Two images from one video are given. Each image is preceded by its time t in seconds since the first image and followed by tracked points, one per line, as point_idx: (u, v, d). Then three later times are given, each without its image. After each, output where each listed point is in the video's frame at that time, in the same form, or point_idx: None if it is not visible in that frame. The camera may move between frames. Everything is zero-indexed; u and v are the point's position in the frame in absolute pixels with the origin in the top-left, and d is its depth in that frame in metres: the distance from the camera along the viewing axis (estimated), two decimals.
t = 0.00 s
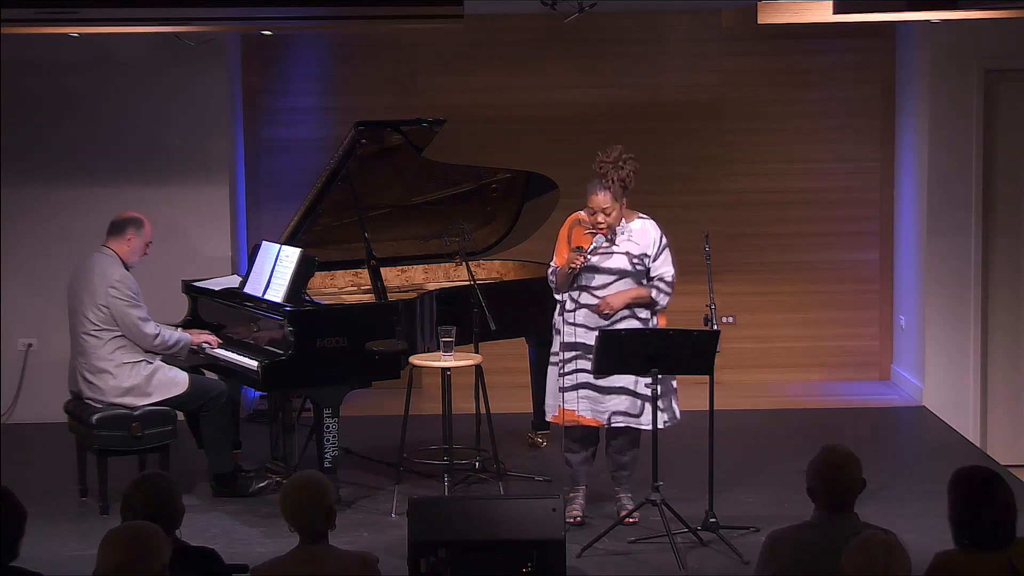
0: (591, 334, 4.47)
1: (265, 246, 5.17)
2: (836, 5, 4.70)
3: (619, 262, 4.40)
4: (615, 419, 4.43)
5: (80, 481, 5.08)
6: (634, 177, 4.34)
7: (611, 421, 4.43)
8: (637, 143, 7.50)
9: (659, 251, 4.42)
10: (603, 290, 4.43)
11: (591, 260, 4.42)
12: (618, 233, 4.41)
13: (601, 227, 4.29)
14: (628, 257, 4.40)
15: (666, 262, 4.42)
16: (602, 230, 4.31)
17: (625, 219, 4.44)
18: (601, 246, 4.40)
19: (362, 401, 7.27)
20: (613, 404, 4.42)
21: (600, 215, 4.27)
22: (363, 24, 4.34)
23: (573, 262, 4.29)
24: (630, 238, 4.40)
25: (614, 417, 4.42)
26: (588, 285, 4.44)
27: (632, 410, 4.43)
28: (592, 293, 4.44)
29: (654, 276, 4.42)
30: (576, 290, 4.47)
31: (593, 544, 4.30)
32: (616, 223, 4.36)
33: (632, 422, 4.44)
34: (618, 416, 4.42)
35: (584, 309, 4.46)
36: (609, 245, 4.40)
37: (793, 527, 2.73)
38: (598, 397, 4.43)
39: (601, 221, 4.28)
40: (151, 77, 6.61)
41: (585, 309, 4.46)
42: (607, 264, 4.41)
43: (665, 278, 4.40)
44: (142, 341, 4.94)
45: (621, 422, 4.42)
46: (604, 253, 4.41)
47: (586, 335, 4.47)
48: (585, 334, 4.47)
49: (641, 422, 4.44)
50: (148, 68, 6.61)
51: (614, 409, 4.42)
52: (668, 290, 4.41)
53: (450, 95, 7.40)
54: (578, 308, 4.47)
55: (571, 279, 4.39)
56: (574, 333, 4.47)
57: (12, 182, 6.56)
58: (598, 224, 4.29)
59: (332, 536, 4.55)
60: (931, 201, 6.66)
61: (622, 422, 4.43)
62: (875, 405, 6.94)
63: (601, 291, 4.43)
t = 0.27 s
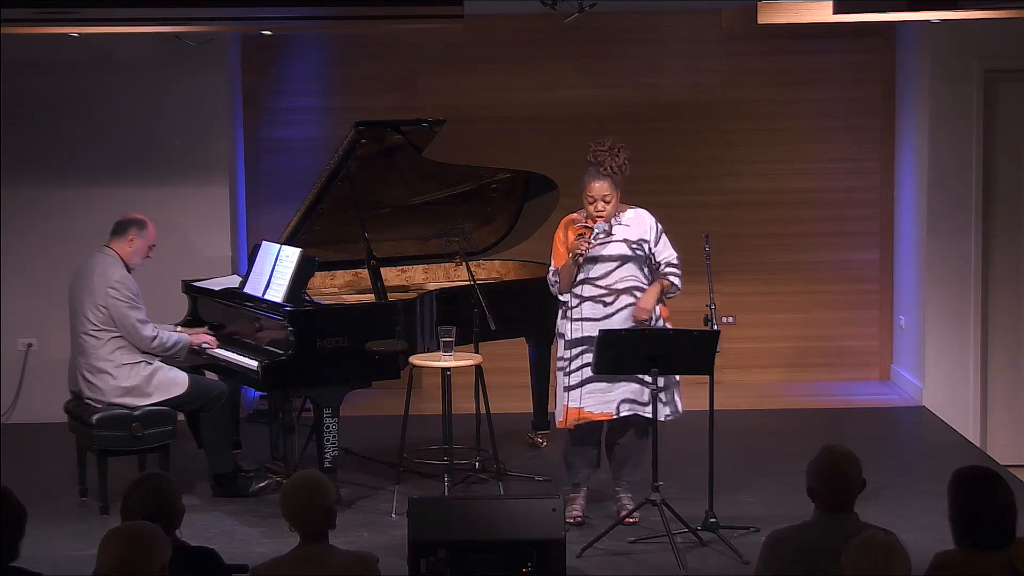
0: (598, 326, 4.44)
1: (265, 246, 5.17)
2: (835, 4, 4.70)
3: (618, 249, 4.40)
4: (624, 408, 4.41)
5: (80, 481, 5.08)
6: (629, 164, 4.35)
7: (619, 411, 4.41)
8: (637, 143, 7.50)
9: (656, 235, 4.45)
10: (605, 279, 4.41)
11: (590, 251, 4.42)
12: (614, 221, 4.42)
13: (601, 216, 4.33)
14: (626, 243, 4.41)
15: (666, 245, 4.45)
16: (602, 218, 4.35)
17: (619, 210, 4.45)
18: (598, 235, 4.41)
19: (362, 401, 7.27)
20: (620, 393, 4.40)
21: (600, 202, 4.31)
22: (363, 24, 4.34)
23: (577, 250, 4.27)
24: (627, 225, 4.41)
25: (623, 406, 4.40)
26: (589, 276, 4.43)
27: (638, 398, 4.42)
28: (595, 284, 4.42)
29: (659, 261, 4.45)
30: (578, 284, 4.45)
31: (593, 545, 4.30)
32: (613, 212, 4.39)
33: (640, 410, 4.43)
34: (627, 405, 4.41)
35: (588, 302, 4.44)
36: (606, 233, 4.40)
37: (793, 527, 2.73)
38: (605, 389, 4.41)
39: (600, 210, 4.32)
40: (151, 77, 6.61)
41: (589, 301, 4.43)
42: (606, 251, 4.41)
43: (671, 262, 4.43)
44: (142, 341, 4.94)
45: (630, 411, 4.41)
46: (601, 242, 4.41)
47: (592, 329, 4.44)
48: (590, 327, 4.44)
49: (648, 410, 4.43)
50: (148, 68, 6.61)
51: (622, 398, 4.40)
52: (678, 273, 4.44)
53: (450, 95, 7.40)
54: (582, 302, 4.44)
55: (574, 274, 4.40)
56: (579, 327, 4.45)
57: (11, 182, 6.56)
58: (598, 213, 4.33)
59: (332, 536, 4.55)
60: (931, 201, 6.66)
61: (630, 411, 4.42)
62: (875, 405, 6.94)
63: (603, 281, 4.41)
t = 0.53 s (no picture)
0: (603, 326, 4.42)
1: (264, 246, 5.17)
2: (835, 4, 4.70)
3: (614, 247, 4.39)
4: (637, 405, 4.43)
5: (80, 481, 5.08)
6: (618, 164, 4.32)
7: (633, 408, 4.43)
8: (637, 143, 7.50)
9: (649, 232, 4.47)
10: (605, 278, 4.40)
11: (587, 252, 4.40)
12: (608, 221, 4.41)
13: (593, 215, 4.31)
14: (622, 242, 4.39)
15: (658, 245, 4.50)
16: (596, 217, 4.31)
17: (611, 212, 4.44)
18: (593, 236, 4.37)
19: (362, 401, 7.27)
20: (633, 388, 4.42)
21: (592, 201, 4.29)
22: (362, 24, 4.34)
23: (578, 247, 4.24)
24: (621, 225, 4.40)
25: (636, 403, 4.42)
26: (589, 277, 4.41)
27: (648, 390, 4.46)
28: (595, 284, 4.41)
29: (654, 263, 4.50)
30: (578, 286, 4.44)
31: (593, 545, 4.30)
32: (606, 213, 4.36)
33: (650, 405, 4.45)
34: (640, 401, 4.43)
35: (590, 302, 4.42)
36: (601, 233, 4.37)
37: (793, 527, 2.73)
38: (618, 388, 4.41)
39: (593, 208, 4.30)
40: (151, 77, 6.61)
41: (591, 302, 4.42)
42: (603, 251, 4.39)
43: (666, 264, 4.50)
44: (142, 341, 4.94)
45: (643, 408, 4.43)
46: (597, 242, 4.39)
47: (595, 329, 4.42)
48: (594, 326, 4.42)
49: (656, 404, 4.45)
50: (148, 68, 6.61)
51: (634, 395, 4.42)
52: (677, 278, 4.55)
53: (450, 94, 7.40)
54: (584, 303, 4.43)
55: (574, 276, 4.39)
56: (582, 329, 4.43)
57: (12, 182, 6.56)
58: (592, 212, 4.30)
59: (333, 536, 4.55)
60: (931, 202, 6.66)
61: (642, 407, 4.44)
62: (875, 405, 6.94)
63: (603, 280, 4.40)
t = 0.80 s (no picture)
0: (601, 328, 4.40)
1: (265, 246, 5.17)
2: (835, 5, 4.70)
3: (609, 249, 4.38)
4: (640, 406, 4.41)
5: (80, 481, 5.08)
6: (607, 167, 4.35)
7: (637, 409, 4.41)
8: (636, 142, 7.50)
9: (644, 232, 4.46)
10: (601, 280, 4.39)
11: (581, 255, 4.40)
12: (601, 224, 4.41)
13: (585, 218, 4.32)
14: (616, 243, 4.39)
15: (653, 246, 4.48)
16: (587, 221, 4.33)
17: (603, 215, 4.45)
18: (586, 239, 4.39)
19: (362, 401, 7.27)
20: (634, 390, 4.41)
21: (583, 205, 4.32)
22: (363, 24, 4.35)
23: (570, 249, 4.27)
24: (614, 228, 4.40)
25: (639, 404, 4.41)
26: (585, 280, 4.40)
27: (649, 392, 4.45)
28: (592, 287, 4.40)
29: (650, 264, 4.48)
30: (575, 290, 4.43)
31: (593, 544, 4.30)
32: (597, 216, 4.38)
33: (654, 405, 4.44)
34: (643, 402, 4.41)
35: (587, 305, 4.41)
36: (594, 236, 4.38)
37: (793, 526, 2.73)
38: (619, 389, 4.40)
39: (583, 212, 4.32)
40: (151, 77, 6.61)
41: (588, 305, 4.40)
42: (597, 253, 4.38)
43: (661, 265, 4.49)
44: (143, 341, 4.94)
45: (647, 408, 4.42)
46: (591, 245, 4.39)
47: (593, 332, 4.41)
48: (591, 329, 4.41)
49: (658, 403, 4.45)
50: (148, 68, 6.61)
51: (637, 396, 4.41)
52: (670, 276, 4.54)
53: (450, 94, 7.40)
54: (581, 306, 4.41)
55: (570, 280, 4.42)
56: (579, 332, 4.42)
57: (12, 181, 6.56)
58: (581, 215, 4.33)
59: (333, 536, 4.55)
60: (932, 201, 6.66)
61: (646, 408, 4.42)
62: (875, 405, 6.94)
63: (599, 281, 4.39)
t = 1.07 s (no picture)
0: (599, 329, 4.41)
1: (265, 246, 5.17)
2: (835, 5, 4.70)
3: (604, 249, 4.39)
4: (633, 406, 4.42)
5: (80, 481, 5.07)
6: (595, 167, 4.37)
7: (631, 410, 4.42)
8: (636, 142, 7.50)
9: (638, 231, 4.47)
10: (597, 280, 4.39)
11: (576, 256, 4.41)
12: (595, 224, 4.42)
13: (575, 219, 4.34)
14: (611, 243, 4.40)
15: (647, 244, 4.49)
16: (578, 222, 4.35)
17: (596, 215, 4.47)
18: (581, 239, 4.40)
19: (362, 401, 7.27)
20: (628, 392, 4.41)
21: (572, 207, 4.33)
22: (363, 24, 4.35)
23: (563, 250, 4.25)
24: (608, 227, 4.41)
25: (633, 405, 4.41)
26: (581, 281, 4.41)
27: (644, 394, 4.45)
28: (588, 287, 4.40)
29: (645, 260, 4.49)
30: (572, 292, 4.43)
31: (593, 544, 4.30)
32: (590, 216, 4.39)
33: (648, 406, 4.46)
34: (636, 403, 4.42)
35: (584, 306, 4.41)
36: (589, 236, 4.39)
37: (793, 526, 2.73)
38: (612, 391, 4.40)
39: (574, 213, 4.33)
40: (151, 77, 6.62)
41: (585, 306, 4.41)
42: (592, 253, 4.39)
43: (657, 262, 4.49)
44: (143, 341, 4.94)
45: (641, 408, 4.43)
46: (585, 245, 4.40)
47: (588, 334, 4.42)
48: (588, 331, 4.42)
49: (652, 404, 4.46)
50: (148, 67, 6.61)
51: (630, 397, 4.41)
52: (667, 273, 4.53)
53: (450, 94, 7.40)
54: (578, 307, 4.42)
55: (565, 282, 4.42)
56: (576, 334, 4.43)
57: (12, 181, 6.56)
58: (573, 217, 4.34)
59: (333, 536, 4.55)
60: (931, 201, 6.66)
61: (639, 408, 4.43)
62: (875, 405, 6.94)
63: (596, 282, 4.39)
